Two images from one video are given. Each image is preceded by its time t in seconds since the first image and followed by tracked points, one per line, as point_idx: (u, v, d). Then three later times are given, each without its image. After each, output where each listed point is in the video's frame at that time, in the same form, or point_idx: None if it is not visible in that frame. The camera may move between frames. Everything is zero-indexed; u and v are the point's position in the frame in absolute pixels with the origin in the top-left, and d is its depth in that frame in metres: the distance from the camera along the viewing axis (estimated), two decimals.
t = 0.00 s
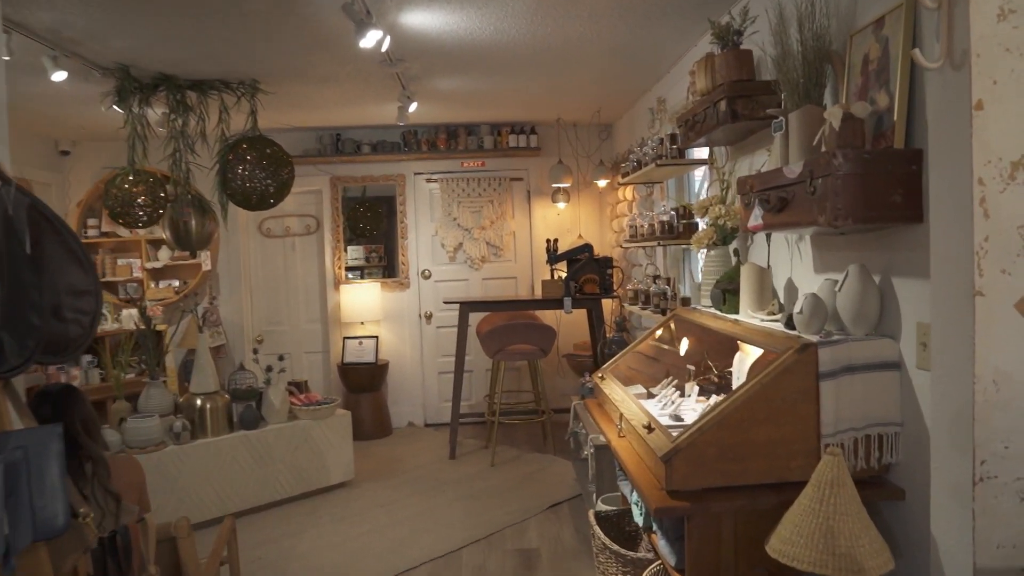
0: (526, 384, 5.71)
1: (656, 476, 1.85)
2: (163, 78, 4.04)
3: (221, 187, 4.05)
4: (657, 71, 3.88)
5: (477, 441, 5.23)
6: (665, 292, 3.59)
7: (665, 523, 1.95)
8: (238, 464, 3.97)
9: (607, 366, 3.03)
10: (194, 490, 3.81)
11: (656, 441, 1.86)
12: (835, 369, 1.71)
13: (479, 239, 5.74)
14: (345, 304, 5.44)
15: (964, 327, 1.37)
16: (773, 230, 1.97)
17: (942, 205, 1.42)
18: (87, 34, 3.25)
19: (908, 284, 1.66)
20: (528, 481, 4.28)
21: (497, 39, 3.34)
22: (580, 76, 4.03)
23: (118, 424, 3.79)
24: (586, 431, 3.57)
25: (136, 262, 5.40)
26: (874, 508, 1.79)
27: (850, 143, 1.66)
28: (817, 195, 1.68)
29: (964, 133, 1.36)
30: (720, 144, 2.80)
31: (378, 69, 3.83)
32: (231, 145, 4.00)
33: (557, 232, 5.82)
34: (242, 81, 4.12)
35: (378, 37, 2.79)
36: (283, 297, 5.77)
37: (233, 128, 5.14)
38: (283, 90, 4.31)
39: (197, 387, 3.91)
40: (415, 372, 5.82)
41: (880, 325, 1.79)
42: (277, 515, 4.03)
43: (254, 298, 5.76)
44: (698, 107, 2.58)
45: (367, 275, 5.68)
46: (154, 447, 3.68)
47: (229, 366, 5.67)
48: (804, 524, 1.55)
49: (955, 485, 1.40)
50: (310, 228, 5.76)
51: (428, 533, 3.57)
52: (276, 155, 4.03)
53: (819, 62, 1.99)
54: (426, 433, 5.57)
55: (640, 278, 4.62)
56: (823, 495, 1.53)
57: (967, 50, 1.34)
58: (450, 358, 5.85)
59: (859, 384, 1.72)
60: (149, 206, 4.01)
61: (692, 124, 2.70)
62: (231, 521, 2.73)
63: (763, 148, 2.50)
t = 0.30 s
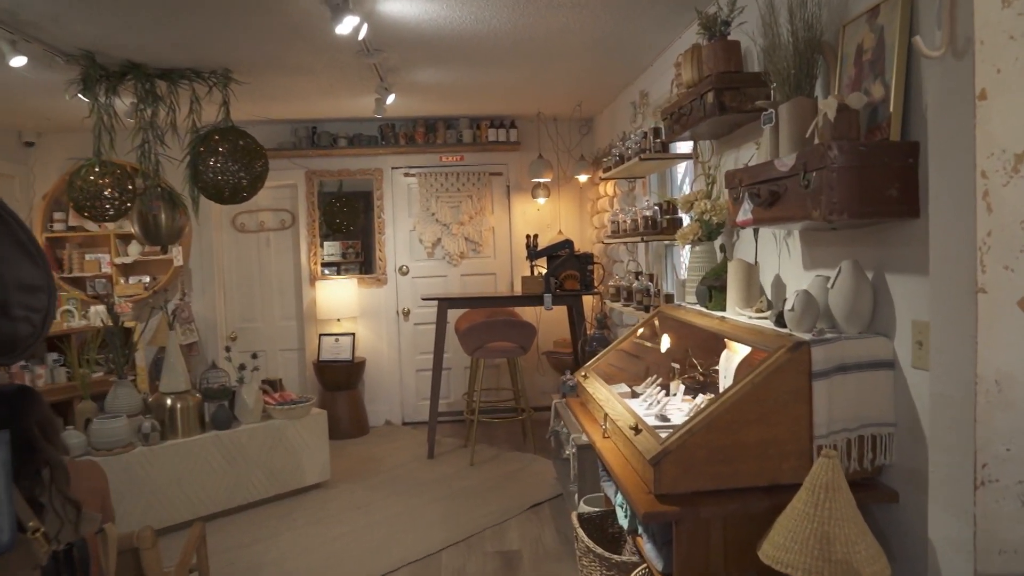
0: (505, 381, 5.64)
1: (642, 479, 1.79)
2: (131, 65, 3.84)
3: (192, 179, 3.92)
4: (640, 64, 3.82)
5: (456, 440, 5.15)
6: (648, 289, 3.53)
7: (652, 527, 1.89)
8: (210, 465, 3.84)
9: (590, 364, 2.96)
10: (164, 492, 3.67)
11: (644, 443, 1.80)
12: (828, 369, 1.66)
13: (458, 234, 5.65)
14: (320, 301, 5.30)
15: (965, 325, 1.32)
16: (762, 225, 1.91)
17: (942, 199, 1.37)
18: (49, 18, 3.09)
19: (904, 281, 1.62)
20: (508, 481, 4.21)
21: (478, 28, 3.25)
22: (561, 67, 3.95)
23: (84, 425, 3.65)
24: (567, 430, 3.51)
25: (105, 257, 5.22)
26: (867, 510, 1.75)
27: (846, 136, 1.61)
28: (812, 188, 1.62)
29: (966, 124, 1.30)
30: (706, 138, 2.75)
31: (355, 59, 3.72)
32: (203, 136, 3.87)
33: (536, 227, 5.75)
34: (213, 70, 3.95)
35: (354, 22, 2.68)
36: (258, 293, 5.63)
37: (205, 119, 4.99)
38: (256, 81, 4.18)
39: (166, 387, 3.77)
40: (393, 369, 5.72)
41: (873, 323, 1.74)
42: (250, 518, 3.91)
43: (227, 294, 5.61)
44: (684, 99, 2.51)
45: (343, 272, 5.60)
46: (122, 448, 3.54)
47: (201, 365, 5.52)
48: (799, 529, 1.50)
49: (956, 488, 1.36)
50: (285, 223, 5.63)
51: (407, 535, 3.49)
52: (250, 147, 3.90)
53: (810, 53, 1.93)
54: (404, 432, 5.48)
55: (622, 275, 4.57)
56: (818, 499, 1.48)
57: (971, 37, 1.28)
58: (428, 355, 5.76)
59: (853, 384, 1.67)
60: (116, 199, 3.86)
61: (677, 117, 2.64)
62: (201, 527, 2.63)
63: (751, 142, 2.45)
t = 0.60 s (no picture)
0: (486, 380, 5.57)
1: (633, 483, 1.72)
2: (101, 53, 3.66)
3: (165, 172, 3.78)
4: (625, 58, 3.76)
5: (436, 439, 5.07)
6: (634, 286, 3.47)
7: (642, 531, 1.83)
8: (183, 467, 3.71)
9: (576, 363, 2.89)
10: (135, 496, 3.54)
11: (635, 446, 1.74)
12: (824, 369, 1.61)
13: (438, 230, 5.55)
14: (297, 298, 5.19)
15: (973, 325, 1.27)
16: (755, 221, 1.85)
17: (948, 194, 1.32)
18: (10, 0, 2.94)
19: (903, 280, 1.57)
20: (490, 481, 4.14)
21: (461, 18, 3.15)
22: (545, 60, 3.88)
23: (50, 427, 3.51)
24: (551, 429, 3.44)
25: (75, 252, 5.06)
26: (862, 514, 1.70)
27: (845, 128, 1.55)
28: (809, 182, 1.56)
29: (975, 116, 1.25)
30: (695, 132, 2.69)
31: (334, 49, 3.62)
32: (176, 127, 3.73)
33: (518, 224, 5.67)
34: (187, 59, 3.80)
35: (333, 9, 2.58)
36: (233, 290, 5.49)
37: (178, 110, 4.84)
38: (231, 72, 4.05)
39: (137, 386, 3.65)
40: (372, 368, 5.61)
41: (869, 322, 1.69)
42: (225, 521, 3.79)
43: (201, 290, 5.47)
44: (673, 92, 2.45)
45: (321, 268, 5.47)
46: (90, 450, 3.41)
47: (174, 363, 5.38)
48: (797, 536, 1.44)
49: (961, 494, 1.31)
50: (261, 218, 5.49)
51: (387, 538, 3.40)
52: (225, 139, 3.77)
53: (806, 43, 1.87)
54: (383, 431, 5.38)
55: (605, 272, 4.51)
56: (816, 505, 1.42)
57: (981, 25, 1.23)
58: (408, 353, 5.66)
59: (849, 385, 1.62)
60: (84, 192, 3.71)
61: (665, 110, 2.58)
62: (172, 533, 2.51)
63: (741, 136, 2.39)
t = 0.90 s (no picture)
0: (468, 378, 5.49)
1: (626, 488, 1.66)
2: (69, 39, 3.51)
3: (137, 164, 3.65)
4: (612, 51, 3.70)
5: (417, 439, 4.98)
6: (620, 284, 3.41)
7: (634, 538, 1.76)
8: (157, 469, 3.59)
9: (563, 362, 2.81)
10: (106, 499, 3.42)
11: (628, 449, 1.67)
12: (824, 370, 1.56)
13: (419, 226, 5.46)
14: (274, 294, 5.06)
15: (983, 325, 1.22)
16: (751, 216, 1.79)
17: (958, 188, 1.27)
18: None
19: (906, 278, 1.52)
20: (473, 482, 4.07)
21: (445, 7, 3.07)
22: (530, 53, 3.80)
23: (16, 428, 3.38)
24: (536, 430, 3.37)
25: (44, 247, 4.86)
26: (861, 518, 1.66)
27: (847, 120, 1.49)
28: (810, 176, 1.50)
29: (987, 107, 1.20)
30: (685, 127, 2.63)
31: (313, 39, 3.51)
32: (149, 118, 3.60)
33: (501, 220, 5.60)
34: (161, 47, 3.66)
35: None
36: (209, 286, 5.35)
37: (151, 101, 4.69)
38: (207, 62, 3.93)
39: (108, 386, 3.52)
40: (352, 366, 5.51)
41: (868, 321, 1.64)
42: (200, 524, 3.68)
43: (176, 286, 5.32)
44: (663, 84, 2.39)
45: (300, 264, 5.35)
46: (59, 452, 3.28)
47: (148, 361, 5.22)
48: (798, 544, 1.39)
49: (971, 500, 1.26)
50: (238, 213, 5.36)
51: (368, 541, 3.31)
52: (201, 131, 3.64)
53: (803, 34, 1.82)
54: (363, 431, 5.28)
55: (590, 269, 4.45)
56: (819, 511, 1.37)
57: (996, 11, 1.18)
58: (389, 351, 5.56)
59: (850, 387, 1.57)
60: (51, 184, 3.56)
61: (655, 104, 2.52)
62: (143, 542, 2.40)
63: (733, 130, 2.34)
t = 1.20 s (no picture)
0: (450, 379, 5.40)
1: (620, 497, 1.59)
2: (36, 27, 3.36)
3: (109, 159, 3.52)
4: (598, 46, 3.63)
5: (398, 441, 4.89)
6: (607, 283, 3.34)
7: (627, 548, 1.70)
8: (129, 475, 3.47)
9: (550, 364, 2.74)
10: (74, 507, 3.28)
11: (623, 457, 1.60)
12: (825, 374, 1.51)
13: (400, 225, 5.37)
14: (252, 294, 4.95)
15: (996, 328, 1.18)
16: (749, 214, 1.74)
17: (970, 186, 1.22)
18: None
19: (910, 279, 1.47)
20: (455, 486, 3.99)
21: None
22: (516, 48, 3.73)
23: None
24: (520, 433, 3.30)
25: (11, 244, 4.52)
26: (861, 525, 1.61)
27: (851, 115, 1.43)
28: (811, 173, 1.44)
29: (1002, 101, 1.15)
30: (675, 124, 2.58)
31: (292, 31, 3.41)
32: (121, 111, 3.47)
33: (483, 219, 5.52)
34: (133, 37, 3.52)
35: None
36: (185, 285, 5.21)
37: (123, 94, 4.54)
38: (181, 54, 3.80)
39: (78, 388, 3.39)
40: (331, 367, 5.40)
41: (869, 324, 1.59)
42: (175, 531, 3.56)
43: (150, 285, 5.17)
44: (654, 79, 2.33)
45: (278, 263, 5.23)
46: (24, 459, 3.15)
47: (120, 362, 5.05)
48: (802, 556, 1.33)
49: (984, 511, 1.22)
50: (215, 210, 5.24)
51: (350, 548, 3.22)
52: (176, 125, 3.52)
53: (802, 27, 1.76)
54: (343, 433, 5.18)
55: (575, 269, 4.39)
56: (824, 521, 1.32)
57: None
58: (369, 351, 5.46)
59: (851, 391, 1.52)
60: (16, 178, 3.40)
61: (646, 99, 2.45)
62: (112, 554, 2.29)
63: (726, 127, 2.29)
